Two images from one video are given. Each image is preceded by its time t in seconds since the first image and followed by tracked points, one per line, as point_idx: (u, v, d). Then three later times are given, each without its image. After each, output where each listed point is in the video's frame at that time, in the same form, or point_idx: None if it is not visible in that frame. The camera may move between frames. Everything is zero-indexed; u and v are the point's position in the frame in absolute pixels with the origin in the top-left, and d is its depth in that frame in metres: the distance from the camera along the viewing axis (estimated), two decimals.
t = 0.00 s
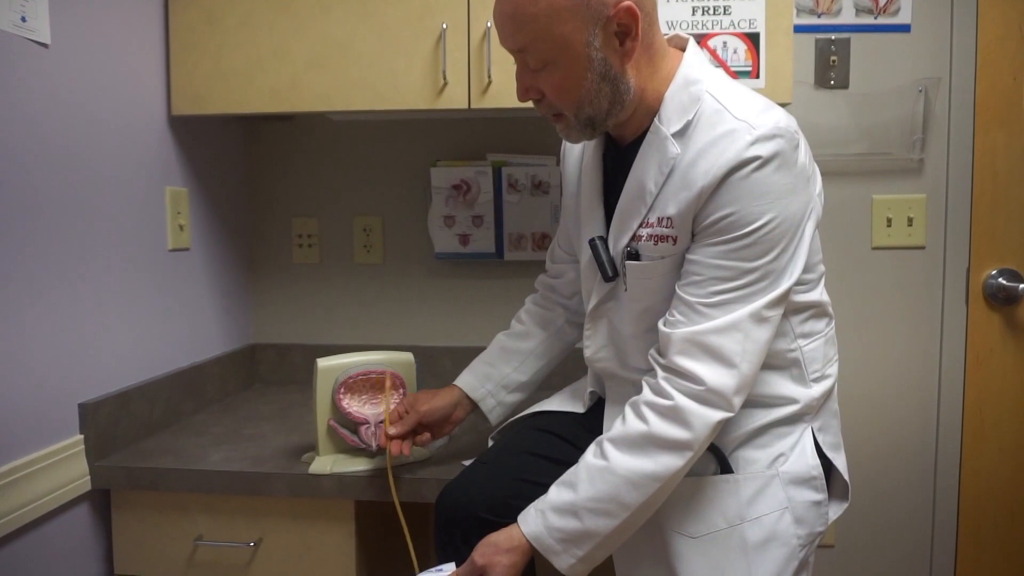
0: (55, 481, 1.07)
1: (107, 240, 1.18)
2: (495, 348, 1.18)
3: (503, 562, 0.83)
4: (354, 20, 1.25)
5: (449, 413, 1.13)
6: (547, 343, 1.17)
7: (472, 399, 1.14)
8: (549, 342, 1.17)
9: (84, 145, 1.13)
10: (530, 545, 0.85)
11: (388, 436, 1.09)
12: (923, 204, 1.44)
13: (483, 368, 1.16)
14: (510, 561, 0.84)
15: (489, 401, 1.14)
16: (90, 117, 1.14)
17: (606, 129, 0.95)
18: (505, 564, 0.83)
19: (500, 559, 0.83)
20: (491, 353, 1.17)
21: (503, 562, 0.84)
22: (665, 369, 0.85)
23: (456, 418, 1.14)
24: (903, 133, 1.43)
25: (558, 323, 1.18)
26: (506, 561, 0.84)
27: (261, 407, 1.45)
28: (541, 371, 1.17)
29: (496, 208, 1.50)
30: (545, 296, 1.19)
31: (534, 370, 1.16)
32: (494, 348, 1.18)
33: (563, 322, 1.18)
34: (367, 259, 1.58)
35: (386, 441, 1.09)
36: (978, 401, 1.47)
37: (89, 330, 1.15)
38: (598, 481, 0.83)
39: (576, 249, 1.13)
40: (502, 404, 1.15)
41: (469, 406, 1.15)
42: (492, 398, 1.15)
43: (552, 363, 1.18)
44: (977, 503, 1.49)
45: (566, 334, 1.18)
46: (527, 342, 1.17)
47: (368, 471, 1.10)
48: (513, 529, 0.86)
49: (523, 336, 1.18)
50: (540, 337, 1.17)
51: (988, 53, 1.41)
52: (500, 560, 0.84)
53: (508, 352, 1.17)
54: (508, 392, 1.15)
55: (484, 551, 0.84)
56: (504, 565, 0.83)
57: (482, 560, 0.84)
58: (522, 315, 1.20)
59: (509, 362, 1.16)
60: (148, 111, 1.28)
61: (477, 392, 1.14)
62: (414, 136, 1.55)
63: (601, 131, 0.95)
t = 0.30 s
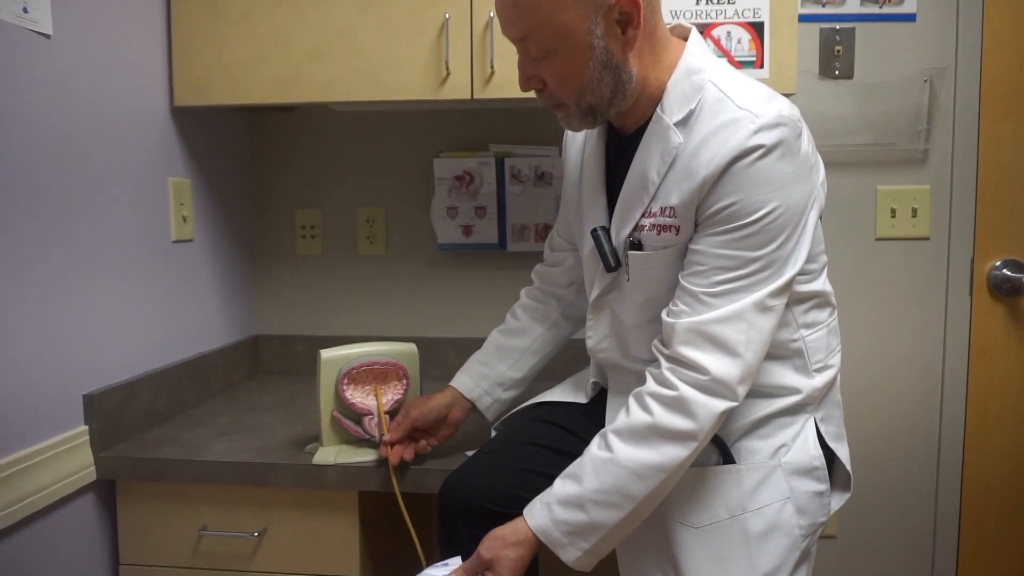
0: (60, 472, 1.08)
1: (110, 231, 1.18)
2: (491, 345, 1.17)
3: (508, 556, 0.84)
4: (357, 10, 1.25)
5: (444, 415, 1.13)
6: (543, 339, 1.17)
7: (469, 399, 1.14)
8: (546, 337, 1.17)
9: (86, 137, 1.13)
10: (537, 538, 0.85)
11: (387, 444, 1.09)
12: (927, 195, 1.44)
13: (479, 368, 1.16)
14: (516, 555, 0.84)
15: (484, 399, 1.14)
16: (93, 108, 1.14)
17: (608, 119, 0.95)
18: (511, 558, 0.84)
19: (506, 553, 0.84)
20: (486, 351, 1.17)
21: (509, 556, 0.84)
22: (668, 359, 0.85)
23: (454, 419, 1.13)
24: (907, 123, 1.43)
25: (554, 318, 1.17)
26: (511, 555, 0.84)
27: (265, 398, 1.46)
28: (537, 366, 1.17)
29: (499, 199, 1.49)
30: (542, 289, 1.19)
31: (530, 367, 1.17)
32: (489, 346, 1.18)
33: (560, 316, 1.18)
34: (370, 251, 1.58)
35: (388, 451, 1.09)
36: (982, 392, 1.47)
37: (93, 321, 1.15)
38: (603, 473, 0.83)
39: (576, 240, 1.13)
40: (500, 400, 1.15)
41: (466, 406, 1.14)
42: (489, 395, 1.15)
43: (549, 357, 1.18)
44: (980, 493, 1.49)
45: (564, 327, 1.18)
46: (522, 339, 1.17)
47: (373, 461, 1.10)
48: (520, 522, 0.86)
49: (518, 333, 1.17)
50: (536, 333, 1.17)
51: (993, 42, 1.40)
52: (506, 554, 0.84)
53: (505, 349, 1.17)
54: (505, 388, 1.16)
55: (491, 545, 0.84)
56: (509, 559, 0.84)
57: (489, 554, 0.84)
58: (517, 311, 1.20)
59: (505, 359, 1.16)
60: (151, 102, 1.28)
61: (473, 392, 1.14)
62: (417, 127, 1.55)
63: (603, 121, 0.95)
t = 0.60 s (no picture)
0: (68, 461, 1.08)
1: (116, 221, 1.18)
2: (494, 337, 1.17)
3: (516, 548, 0.84)
4: None
5: (447, 408, 1.13)
6: (546, 329, 1.17)
7: (472, 390, 1.14)
8: (549, 327, 1.17)
9: (92, 127, 1.13)
10: (543, 529, 0.85)
11: (390, 436, 1.10)
12: (935, 184, 1.43)
13: (482, 359, 1.16)
14: (524, 545, 0.84)
15: (488, 391, 1.14)
16: (98, 99, 1.14)
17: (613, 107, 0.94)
18: (519, 550, 0.84)
19: (513, 544, 0.84)
20: (489, 342, 1.17)
21: (517, 548, 0.84)
22: (674, 349, 0.85)
23: (457, 412, 1.14)
24: (916, 112, 1.42)
25: (556, 309, 1.17)
26: (519, 547, 0.84)
27: (271, 388, 1.46)
28: (541, 355, 1.17)
29: (504, 188, 1.49)
30: (545, 279, 1.19)
31: (534, 356, 1.16)
32: (492, 337, 1.17)
33: (563, 306, 1.17)
34: (375, 240, 1.58)
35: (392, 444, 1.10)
36: (989, 382, 1.46)
37: (100, 311, 1.16)
38: (609, 464, 0.83)
39: (581, 229, 1.12)
40: (503, 391, 1.16)
41: (469, 398, 1.14)
42: (493, 386, 1.15)
43: (552, 347, 1.18)
44: (986, 482, 1.49)
45: (567, 317, 1.18)
46: (524, 329, 1.17)
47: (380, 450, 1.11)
48: (526, 513, 0.86)
49: (521, 324, 1.17)
50: (539, 323, 1.17)
51: (1003, 30, 1.39)
52: (514, 545, 0.84)
53: (508, 340, 1.16)
54: (509, 379, 1.15)
55: (497, 536, 0.84)
56: (518, 550, 0.84)
57: (496, 547, 0.84)
58: (520, 302, 1.20)
59: (508, 350, 1.16)
60: (156, 93, 1.28)
61: (477, 383, 1.14)
62: (422, 117, 1.55)
63: (608, 109, 0.95)
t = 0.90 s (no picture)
0: (78, 449, 1.09)
1: (124, 210, 1.19)
2: (499, 328, 1.17)
3: (526, 536, 0.84)
4: None
5: (451, 399, 1.13)
6: (552, 319, 1.17)
7: (477, 380, 1.14)
8: (555, 317, 1.17)
9: (100, 116, 1.13)
10: (552, 517, 0.85)
11: (396, 425, 1.10)
12: (945, 173, 1.42)
13: (487, 350, 1.16)
14: (534, 534, 0.84)
15: (493, 381, 1.15)
16: (106, 88, 1.14)
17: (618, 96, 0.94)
18: (528, 538, 0.84)
19: (522, 532, 0.84)
20: (494, 333, 1.17)
21: (526, 537, 0.84)
22: (681, 336, 0.85)
23: (462, 403, 1.14)
24: (927, 100, 1.40)
25: (562, 299, 1.17)
26: (528, 536, 0.84)
27: (279, 376, 1.47)
28: (547, 345, 1.17)
29: (512, 177, 1.49)
30: (550, 270, 1.19)
31: (540, 346, 1.16)
32: (497, 328, 1.18)
33: (569, 296, 1.17)
34: (383, 230, 1.58)
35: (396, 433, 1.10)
36: (998, 372, 1.45)
37: (109, 300, 1.16)
38: (617, 451, 0.83)
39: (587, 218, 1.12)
40: (509, 381, 1.16)
41: (474, 388, 1.14)
42: (499, 376, 1.15)
43: (558, 337, 1.18)
44: (994, 472, 1.48)
45: (573, 306, 1.18)
46: (530, 320, 1.17)
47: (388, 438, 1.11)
48: (534, 501, 0.86)
49: (526, 315, 1.17)
50: (545, 313, 1.17)
51: (1016, 16, 1.37)
52: (523, 534, 0.84)
53: (513, 330, 1.16)
54: (514, 369, 1.16)
55: (506, 524, 0.85)
56: (527, 538, 0.84)
57: (505, 534, 0.84)
58: (525, 293, 1.20)
59: (513, 341, 1.16)
60: (164, 82, 1.28)
61: (482, 374, 1.14)
62: (429, 106, 1.54)
63: (614, 98, 0.94)
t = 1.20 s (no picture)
0: (86, 435, 1.10)
1: (130, 196, 1.19)
2: (505, 314, 1.17)
3: (529, 519, 0.85)
4: None
5: (457, 384, 1.13)
6: (558, 305, 1.16)
7: (483, 366, 1.14)
8: (561, 303, 1.17)
9: (104, 101, 1.13)
10: (556, 499, 0.86)
11: (401, 410, 1.11)
12: (954, 158, 1.41)
13: (493, 337, 1.15)
14: (538, 516, 0.85)
15: (499, 368, 1.14)
16: (109, 73, 1.14)
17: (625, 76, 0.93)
18: (532, 521, 0.84)
19: (527, 515, 0.85)
20: (500, 320, 1.17)
21: (530, 519, 0.84)
22: (686, 318, 0.84)
23: (468, 387, 1.14)
24: (937, 84, 1.39)
25: (568, 286, 1.17)
26: (532, 518, 0.85)
27: (286, 362, 1.47)
28: (552, 332, 1.17)
29: (517, 163, 1.48)
30: (556, 256, 1.18)
31: (546, 332, 1.16)
32: (503, 315, 1.17)
33: (575, 283, 1.17)
34: (388, 215, 1.58)
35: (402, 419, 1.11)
36: (1006, 358, 1.45)
37: (114, 285, 1.16)
38: (622, 433, 0.83)
39: (593, 204, 1.11)
40: (515, 368, 1.15)
41: (480, 374, 1.14)
42: (504, 362, 1.15)
43: (564, 323, 1.18)
44: (1000, 458, 1.48)
45: (579, 293, 1.18)
46: (536, 307, 1.16)
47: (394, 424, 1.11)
48: (539, 484, 0.87)
49: (533, 302, 1.17)
50: (550, 300, 1.16)
51: None
52: (527, 516, 0.85)
53: (519, 317, 1.16)
54: (520, 355, 1.15)
55: (510, 506, 0.85)
56: (531, 521, 0.84)
57: (509, 517, 0.85)
58: (531, 280, 1.19)
59: (519, 327, 1.16)
60: (168, 67, 1.27)
61: (488, 360, 1.14)
62: (434, 92, 1.54)
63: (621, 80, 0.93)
